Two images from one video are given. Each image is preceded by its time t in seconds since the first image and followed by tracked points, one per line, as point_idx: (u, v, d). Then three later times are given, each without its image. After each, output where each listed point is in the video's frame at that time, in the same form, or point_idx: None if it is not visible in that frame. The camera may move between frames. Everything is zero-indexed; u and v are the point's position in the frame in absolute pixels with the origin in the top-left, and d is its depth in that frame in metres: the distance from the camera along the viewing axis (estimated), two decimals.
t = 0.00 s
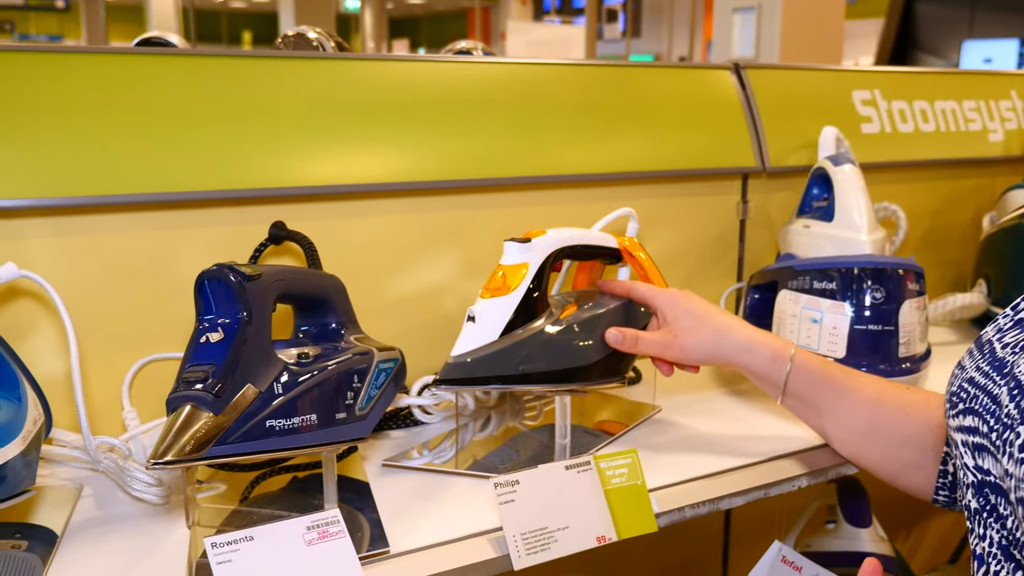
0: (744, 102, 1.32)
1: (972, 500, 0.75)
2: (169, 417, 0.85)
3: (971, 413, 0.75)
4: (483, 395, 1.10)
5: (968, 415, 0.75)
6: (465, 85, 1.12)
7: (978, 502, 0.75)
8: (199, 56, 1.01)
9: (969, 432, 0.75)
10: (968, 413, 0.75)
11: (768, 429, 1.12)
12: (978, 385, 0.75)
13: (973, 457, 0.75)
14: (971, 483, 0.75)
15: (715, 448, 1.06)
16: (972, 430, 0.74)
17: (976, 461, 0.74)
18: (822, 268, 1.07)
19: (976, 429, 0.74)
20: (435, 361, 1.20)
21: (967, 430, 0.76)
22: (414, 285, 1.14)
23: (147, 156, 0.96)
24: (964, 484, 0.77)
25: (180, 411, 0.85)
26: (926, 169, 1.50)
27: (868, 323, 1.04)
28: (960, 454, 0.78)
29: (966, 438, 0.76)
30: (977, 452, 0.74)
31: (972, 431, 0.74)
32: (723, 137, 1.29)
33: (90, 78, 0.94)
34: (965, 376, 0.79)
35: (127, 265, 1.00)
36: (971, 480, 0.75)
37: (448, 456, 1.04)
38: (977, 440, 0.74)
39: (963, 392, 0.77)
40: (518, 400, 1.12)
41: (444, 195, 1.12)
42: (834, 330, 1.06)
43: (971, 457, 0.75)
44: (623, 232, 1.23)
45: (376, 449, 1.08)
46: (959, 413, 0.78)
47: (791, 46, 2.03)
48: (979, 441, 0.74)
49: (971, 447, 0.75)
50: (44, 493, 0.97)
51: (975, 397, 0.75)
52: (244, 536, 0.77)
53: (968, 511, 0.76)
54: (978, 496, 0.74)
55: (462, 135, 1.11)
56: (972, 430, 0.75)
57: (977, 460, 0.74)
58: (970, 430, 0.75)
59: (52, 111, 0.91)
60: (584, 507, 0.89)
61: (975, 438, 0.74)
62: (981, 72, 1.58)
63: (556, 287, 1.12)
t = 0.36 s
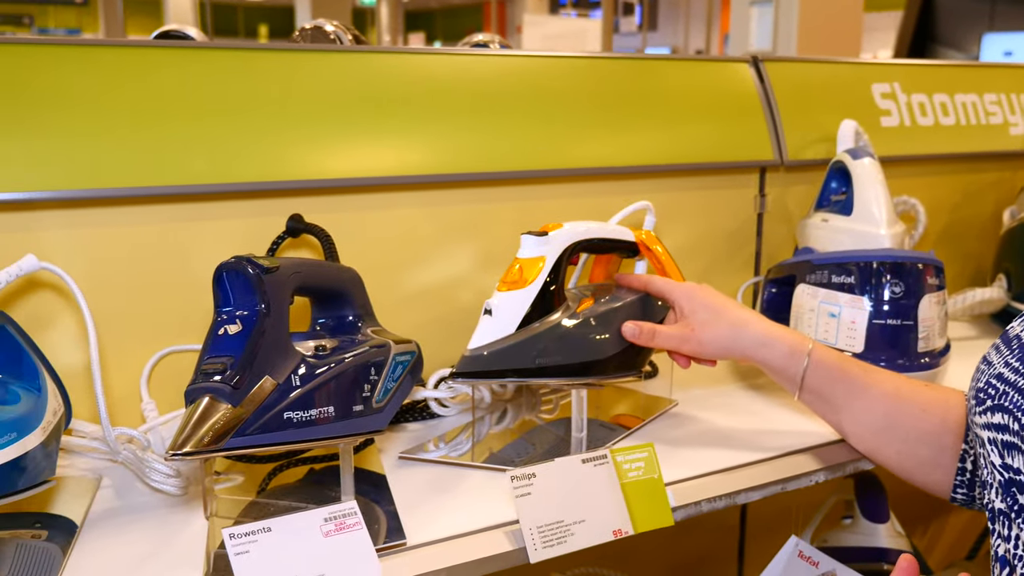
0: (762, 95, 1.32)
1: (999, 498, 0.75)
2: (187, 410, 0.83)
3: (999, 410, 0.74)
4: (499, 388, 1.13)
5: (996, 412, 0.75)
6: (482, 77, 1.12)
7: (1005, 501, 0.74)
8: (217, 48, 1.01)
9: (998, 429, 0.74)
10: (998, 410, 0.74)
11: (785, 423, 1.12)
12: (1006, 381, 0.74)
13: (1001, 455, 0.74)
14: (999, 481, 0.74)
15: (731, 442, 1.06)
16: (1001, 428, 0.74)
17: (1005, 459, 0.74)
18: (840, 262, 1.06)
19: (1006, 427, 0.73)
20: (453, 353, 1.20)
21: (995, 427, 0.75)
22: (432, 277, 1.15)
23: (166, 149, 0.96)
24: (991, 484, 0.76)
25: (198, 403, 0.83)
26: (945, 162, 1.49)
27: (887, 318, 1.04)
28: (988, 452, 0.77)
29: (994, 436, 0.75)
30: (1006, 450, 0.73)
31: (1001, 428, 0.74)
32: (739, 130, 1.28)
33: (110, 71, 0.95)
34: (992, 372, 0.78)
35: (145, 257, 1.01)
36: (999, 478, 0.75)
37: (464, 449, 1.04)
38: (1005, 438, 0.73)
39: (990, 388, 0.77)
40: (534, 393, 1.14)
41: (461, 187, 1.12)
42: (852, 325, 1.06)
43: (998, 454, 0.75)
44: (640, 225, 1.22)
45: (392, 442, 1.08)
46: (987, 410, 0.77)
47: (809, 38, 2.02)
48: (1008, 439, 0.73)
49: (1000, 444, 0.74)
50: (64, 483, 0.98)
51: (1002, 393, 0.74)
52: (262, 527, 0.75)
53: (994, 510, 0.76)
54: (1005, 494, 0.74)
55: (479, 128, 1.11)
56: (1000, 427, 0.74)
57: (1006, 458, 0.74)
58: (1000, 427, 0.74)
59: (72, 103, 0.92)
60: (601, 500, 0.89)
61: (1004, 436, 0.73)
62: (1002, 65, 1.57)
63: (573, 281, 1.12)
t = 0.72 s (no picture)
0: (777, 88, 1.32)
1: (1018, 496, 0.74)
2: (202, 401, 0.82)
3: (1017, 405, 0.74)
4: (512, 382, 1.11)
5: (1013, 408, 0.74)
6: (497, 70, 1.12)
7: None
8: (233, 41, 1.01)
9: (1014, 427, 0.74)
10: (1014, 408, 0.74)
11: (800, 418, 1.12)
12: None
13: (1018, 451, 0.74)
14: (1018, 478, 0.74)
15: (745, 436, 1.06)
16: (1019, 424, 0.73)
17: None
18: (855, 256, 1.06)
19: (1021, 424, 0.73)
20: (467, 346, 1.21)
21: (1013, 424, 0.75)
22: (447, 270, 1.15)
23: (181, 142, 0.96)
24: (1007, 482, 0.76)
25: (213, 395, 0.82)
26: (961, 157, 1.48)
27: (902, 312, 1.04)
28: (1003, 449, 0.77)
29: (1010, 434, 0.75)
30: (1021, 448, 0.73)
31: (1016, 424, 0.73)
32: (753, 124, 1.28)
33: (126, 64, 0.95)
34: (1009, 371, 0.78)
35: (162, 249, 1.01)
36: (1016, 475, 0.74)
37: (477, 443, 1.04)
38: None
39: (1009, 383, 0.76)
40: (547, 387, 1.13)
41: (476, 180, 1.13)
42: (867, 319, 1.05)
43: (1014, 453, 0.74)
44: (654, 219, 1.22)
45: (406, 435, 1.09)
46: (1003, 408, 0.76)
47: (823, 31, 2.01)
48: None
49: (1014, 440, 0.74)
50: (80, 474, 0.98)
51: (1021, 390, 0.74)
52: (276, 519, 0.75)
53: (1010, 508, 0.75)
54: None
55: (494, 120, 1.11)
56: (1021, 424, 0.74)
57: None
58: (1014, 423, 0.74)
59: (89, 97, 0.92)
60: (615, 494, 0.88)
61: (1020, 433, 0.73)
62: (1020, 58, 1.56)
63: (587, 275, 1.11)
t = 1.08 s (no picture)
0: (789, 82, 1.32)
1: (844, 365, 0.68)
2: (214, 396, 0.81)
3: (919, 284, 0.65)
4: (524, 376, 1.12)
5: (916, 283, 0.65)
6: (508, 64, 1.12)
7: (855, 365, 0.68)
8: (244, 35, 1.02)
9: None
10: None
11: (811, 414, 1.12)
12: (949, 265, 0.65)
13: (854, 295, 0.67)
14: (890, 354, 0.67)
15: (756, 432, 1.05)
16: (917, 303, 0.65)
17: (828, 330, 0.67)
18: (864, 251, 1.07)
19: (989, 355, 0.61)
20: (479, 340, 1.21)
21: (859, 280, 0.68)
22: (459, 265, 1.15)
23: (192, 136, 0.96)
24: None
25: (225, 389, 0.81)
26: (974, 152, 1.48)
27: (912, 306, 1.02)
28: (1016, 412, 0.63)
29: None
30: None
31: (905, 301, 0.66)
32: (764, 119, 1.28)
33: (138, 59, 0.95)
34: (936, 248, 0.67)
35: (174, 243, 1.01)
36: (885, 340, 0.66)
37: (489, 437, 1.04)
38: (924, 319, 0.65)
39: None
40: (558, 382, 1.14)
41: (488, 175, 1.13)
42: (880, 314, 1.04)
43: None
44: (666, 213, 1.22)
45: (417, 429, 1.09)
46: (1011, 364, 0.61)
47: (836, 26, 2.01)
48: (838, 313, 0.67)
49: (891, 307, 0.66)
50: (92, 467, 0.99)
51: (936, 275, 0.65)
52: (288, 512, 0.75)
53: None
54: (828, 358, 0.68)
55: (506, 115, 1.11)
56: (927, 302, 0.65)
57: (912, 329, 0.66)
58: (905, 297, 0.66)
59: (101, 91, 0.93)
60: (626, 489, 0.88)
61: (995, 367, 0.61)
62: None
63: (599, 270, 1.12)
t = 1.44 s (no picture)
0: (795, 80, 1.31)
1: (807, 349, 0.80)
2: (220, 392, 0.80)
3: (908, 271, 0.75)
4: (529, 373, 1.13)
5: (904, 268, 0.76)
6: (513, 62, 1.12)
7: (825, 347, 0.79)
8: (250, 33, 1.01)
9: None
10: None
11: (816, 412, 1.11)
12: (939, 252, 0.74)
13: (837, 279, 0.79)
14: (866, 336, 0.78)
15: (761, 430, 1.05)
16: (905, 288, 0.75)
17: (804, 313, 0.79)
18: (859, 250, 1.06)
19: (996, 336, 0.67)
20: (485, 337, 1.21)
21: (839, 265, 0.80)
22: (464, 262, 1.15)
23: (198, 134, 0.96)
24: None
25: (231, 385, 0.80)
26: (980, 149, 1.48)
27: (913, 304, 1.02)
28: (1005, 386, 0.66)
29: None
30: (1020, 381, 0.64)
31: (892, 285, 0.76)
32: (769, 117, 1.28)
33: (144, 57, 0.96)
34: (922, 233, 0.77)
35: (179, 241, 1.02)
36: (864, 325, 0.78)
37: (494, 434, 1.04)
38: (907, 303, 0.75)
39: None
40: (564, 380, 1.14)
41: (493, 172, 1.13)
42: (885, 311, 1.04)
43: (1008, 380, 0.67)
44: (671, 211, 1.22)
45: (422, 427, 1.09)
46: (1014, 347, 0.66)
47: (842, 24, 2.00)
48: (820, 297, 0.79)
49: (873, 292, 0.77)
50: (98, 464, 0.99)
51: (927, 263, 0.74)
52: (293, 510, 0.75)
53: None
54: (790, 348, 0.80)
55: (510, 112, 1.11)
56: (912, 287, 0.75)
57: (888, 314, 0.76)
58: (889, 282, 0.76)
59: (108, 90, 0.93)
60: (631, 488, 0.88)
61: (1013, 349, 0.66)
62: None
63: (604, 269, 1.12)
